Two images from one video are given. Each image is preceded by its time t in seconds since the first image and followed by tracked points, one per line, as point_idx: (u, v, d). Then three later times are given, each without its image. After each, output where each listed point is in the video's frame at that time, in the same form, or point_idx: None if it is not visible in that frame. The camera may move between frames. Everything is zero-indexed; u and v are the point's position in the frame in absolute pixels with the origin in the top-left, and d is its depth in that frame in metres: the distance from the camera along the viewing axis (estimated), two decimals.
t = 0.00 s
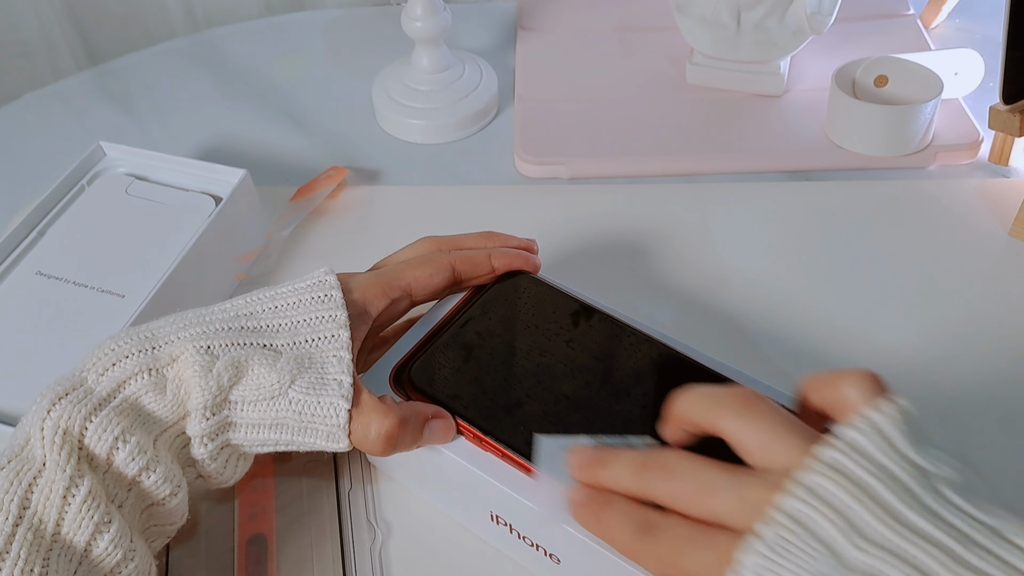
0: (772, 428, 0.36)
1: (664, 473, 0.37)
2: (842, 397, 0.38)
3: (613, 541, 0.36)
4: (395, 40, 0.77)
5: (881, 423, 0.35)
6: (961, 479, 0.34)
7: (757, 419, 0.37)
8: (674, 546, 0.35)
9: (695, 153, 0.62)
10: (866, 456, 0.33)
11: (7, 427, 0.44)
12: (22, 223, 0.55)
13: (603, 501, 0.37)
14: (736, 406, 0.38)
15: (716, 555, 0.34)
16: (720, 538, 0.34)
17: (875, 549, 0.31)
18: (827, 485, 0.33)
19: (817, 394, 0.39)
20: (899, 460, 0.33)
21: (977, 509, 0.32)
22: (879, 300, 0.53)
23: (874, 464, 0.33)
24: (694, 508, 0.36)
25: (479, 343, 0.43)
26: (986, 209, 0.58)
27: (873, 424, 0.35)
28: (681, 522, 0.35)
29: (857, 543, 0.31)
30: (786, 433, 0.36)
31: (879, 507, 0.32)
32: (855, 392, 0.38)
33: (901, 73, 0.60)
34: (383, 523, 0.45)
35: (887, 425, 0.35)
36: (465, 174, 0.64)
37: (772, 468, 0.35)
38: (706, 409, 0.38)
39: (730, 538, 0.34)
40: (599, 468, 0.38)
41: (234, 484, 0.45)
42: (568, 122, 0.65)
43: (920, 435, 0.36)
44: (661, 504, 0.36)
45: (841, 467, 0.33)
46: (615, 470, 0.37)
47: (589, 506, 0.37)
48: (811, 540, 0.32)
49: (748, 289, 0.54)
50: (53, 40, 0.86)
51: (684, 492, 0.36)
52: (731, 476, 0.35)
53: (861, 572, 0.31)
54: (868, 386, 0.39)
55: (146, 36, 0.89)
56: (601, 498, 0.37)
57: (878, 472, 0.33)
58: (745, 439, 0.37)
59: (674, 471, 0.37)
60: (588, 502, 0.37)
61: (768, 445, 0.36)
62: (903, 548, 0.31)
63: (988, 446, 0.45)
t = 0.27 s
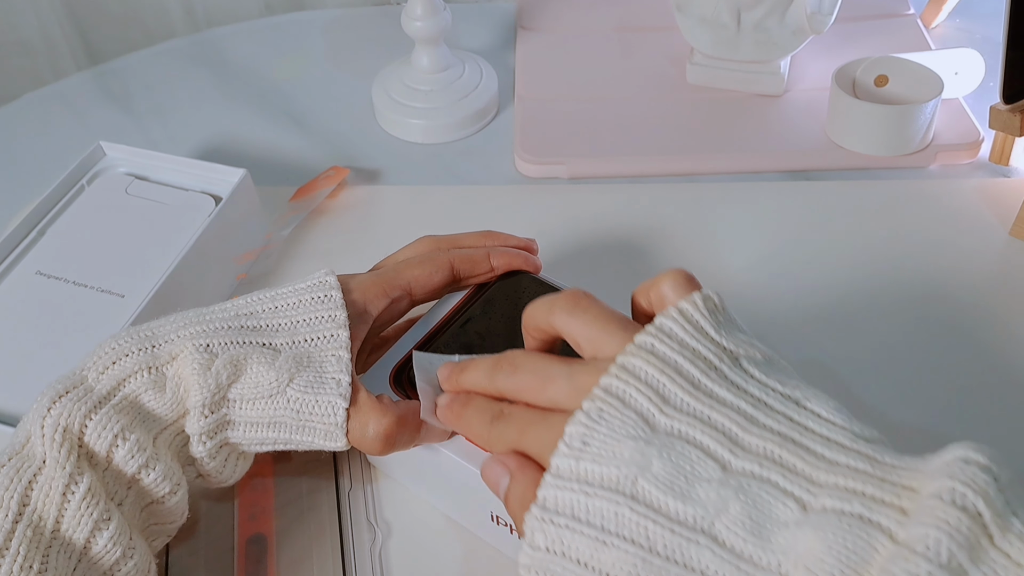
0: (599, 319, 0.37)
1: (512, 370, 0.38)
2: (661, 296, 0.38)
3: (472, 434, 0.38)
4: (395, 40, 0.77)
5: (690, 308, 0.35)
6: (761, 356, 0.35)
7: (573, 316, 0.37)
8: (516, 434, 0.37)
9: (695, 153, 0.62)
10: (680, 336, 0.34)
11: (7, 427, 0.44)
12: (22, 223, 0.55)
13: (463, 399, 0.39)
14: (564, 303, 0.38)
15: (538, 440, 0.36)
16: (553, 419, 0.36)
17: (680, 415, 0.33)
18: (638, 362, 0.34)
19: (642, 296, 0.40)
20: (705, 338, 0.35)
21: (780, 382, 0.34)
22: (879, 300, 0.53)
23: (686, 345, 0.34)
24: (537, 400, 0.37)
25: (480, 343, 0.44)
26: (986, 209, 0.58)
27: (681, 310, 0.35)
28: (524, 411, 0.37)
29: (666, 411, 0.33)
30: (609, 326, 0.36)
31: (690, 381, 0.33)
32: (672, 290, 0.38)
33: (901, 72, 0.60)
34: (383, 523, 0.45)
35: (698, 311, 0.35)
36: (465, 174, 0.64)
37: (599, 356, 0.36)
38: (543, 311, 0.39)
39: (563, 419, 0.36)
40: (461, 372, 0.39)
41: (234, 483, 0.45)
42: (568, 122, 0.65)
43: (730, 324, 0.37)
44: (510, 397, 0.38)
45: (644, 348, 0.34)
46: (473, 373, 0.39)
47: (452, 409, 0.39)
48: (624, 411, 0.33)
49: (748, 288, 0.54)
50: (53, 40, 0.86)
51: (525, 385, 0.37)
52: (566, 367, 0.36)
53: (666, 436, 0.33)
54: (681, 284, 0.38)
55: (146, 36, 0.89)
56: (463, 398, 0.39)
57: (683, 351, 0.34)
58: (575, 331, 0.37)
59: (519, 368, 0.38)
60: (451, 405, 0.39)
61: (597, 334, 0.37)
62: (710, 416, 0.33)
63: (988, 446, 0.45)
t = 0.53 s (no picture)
0: (571, 291, 0.41)
1: (483, 336, 0.42)
2: (631, 272, 0.42)
3: (438, 393, 0.42)
4: (395, 39, 0.77)
5: (655, 283, 0.39)
6: (721, 330, 0.38)
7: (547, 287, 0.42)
8: (479, 393, 0.41)
9: (695, 153, 0.62)
10: (643, 308, 0.38)
11: (9, 427, 0.44)
12: (22, 223, 0.55)
13: (434, 360, 0.43)
14: (540, 275, 0.42)
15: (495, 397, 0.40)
16: (516, 381, 0.40)
17: (636, 380, 0.36)
18: (600, 331, 0.38)
19: (618, 271, 0.43)
20: (665, 312, 0.38)
21: (738, 352, 0.37)
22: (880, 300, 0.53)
23: (648, 318, 0.38)
24: (502, 364, 0.41)
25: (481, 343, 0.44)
26: (986, 209, 0.58)
27: (649, 285, 0.39)
28: (488, 373, 0.41)
29: (623, 376, 0.36)
30: (576, 297, 0.41)
31: (647, 349, 0.37)
32: (641, 267, 0.42)
33: (901, 72, 0.60)
34: (383, 523, 0.45)
35: (663, 287, 0.39)
36: (465, 174, 0.64)
37: (567, 325, 0.41)
38: (522, 281, 0.43)
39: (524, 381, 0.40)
40: (434, 335, 0.44)
41: (237, 482, 0.44)
42: (568, 122, 0.65)
43: (694, 300, 0.40)
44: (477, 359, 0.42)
45: (609, 318, 0.38)
46: (445, 337, 0.43)
47: (420, 369, 0.43)
48: (584, 375, 0.37)
49: (749, 288, 0.54)
50: (53, 40, 0.86)
51: (495, 350, 0.42)
52: (536, 336, 0.41)
53: (622, 398, 0.36)
54: (650, 261, 0.42)
55: (146, 36, 0.89)
56: (435, 360, 0.43)
57: (646, 323, 0.38)
58: (545, 301, 0.42)
59: (491, 334, 0.42)
60: (422, 366, 0.43)
61: (567, 305, 0.41)
62: (665, 381, 0.36)
63: (988, 446, 0.45)
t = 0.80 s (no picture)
0: (628, 249, 0.42)
1: (542, 288, 0.44)
2: (690, 235, 0.40)
3: (493, 335, 0.43)
4: (395, 39, 0.77)
5: (712, 245, 0.38)
6: (777, 297, 0.37)
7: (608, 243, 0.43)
8: (531, 338, 0.41)
9: (695, 153, 0.62)
10: (699, 269, 0.37)
11: (10, 428, 0.44)
12: (22, 223, 0.55)
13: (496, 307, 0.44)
14: (599, 231, 0.44)
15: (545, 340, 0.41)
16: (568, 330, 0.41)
17: (684, 336, 0.36)
18: (653, 288, 0.37)
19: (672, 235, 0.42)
20: (720, 275, 0.37)
21: (788, 321, 0.36)
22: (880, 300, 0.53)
23: (703, 279, 0.37)
24: (559, 314, 0.42)
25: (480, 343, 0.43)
26: (986, 209, 0.58)
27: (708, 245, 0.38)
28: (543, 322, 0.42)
29: (670, 333, 0.36)
30: (633, 254, 0.42)
31: (697, 308, 0.36)
32: (701, 230, 0.40)
33: (901, 72, 0.60)
34: (383, 523, 0.45)
35: (720, 250, 0.38)
36: (465, 174, 0.64)
37: (620, 281, 0.41)
38: (585, 236, 0.44)
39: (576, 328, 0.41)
40: (498, 286, 0.45)
41: (237, 482, 0.45)
42: (568, 122, 0.65)
43: (752, 266, 0.39)
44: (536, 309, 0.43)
45: (660, 277, 0.37)
46: (508, 286, 0.45)
47: (481, 314, 0.44)
48: (632, 330, 0.36)
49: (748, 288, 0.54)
50: (53, 40, 0.86)
51: (551, 301, 0.43)
52: (588, 291, 0.42)
53: (666, 354, 0.35)
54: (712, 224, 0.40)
55: (146, 35, 0.89)
56: (497, 308, 0.44)
57: (697, 283, 0.37)
58: (604, 255, 0.43)
59: (550, 287, 0.43)
60: (483, 311, 0.44)
61: (625, 262, 0.42)
62: (712, 340, 0.35)
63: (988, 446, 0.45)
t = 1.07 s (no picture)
0: (584, 284, 0.40)
1: (497, 330, 0.42)
2: (651, 266, 0.41)
3: (454, 385, 0.41)
4: (395, 40, 0.77)
5: (673, 279, 0.37)
6: (738, 332, 0.37)
7: (563, 280, 0.41)
8: (491, 387, 0.40)
9: (695, 153, 0.62)
10: (659, 304, 0.36)
11: (10, 427, 0.44)
12: (22, 223, 0.55)
13: (450, 355, 0.42)
14: (557, 266, 0.42)
15: (506, 388, 0.39)
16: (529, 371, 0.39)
17: (648, 379, 0.35)
18: (616, 328, 0.36)
19: (634, 265, 0.42)
20: (681, 310, 0.36)
21: (751, 355, 0.36)
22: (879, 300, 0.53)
23: (664, 314, 0.36)
24: (517, 358, 0.40)
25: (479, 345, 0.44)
26: (986, 209, 0.58)
27: (666, 280, 0.37)
28: (504, 366, 0.40)
29: (634, 375, 0.35)
30: (594, 289, 0.40)
31: (660, 346, 0.35)
32: (661, 263, 0.40)
33: (900, 73, 0.60)
34: (383, 523, 0.45)
35: (681, 284, 0.37)
36: (465, 175, 0.64)
37: (580, 319, 0.40)
38: (538, 271, 0.42)
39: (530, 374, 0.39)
40: (451, 329, 0.43)
41: (238, 482, 0.45)
42: (568, 122, 0.65)
43: (712, 298, 0.38)
44: (492, 353, 0.41)
45: (621, 315, 0.36)
46: (463, 330, 0.43)
47: (438, 364, 0.42)
48: (596, 372, 0.35)
49: (748, 288, 0.54)
50: (53, 40, 0.86)
51: (508, 344, 0.41)
52: (548, 329, 0.40)
53: (631, 397, 0.35)
54: (674, 255, 0.40)
55: (146, 36, 0.89)
56: (450, 355, 0.42)
57: (660, 320, 0.36)
58: (564, 293, 0.41)
59: (507, 328, 0.41)
60: (441, 359, 0.43)
61: (580, 296, 0.40)
62: (678, 381, 0.35)
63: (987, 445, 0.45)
